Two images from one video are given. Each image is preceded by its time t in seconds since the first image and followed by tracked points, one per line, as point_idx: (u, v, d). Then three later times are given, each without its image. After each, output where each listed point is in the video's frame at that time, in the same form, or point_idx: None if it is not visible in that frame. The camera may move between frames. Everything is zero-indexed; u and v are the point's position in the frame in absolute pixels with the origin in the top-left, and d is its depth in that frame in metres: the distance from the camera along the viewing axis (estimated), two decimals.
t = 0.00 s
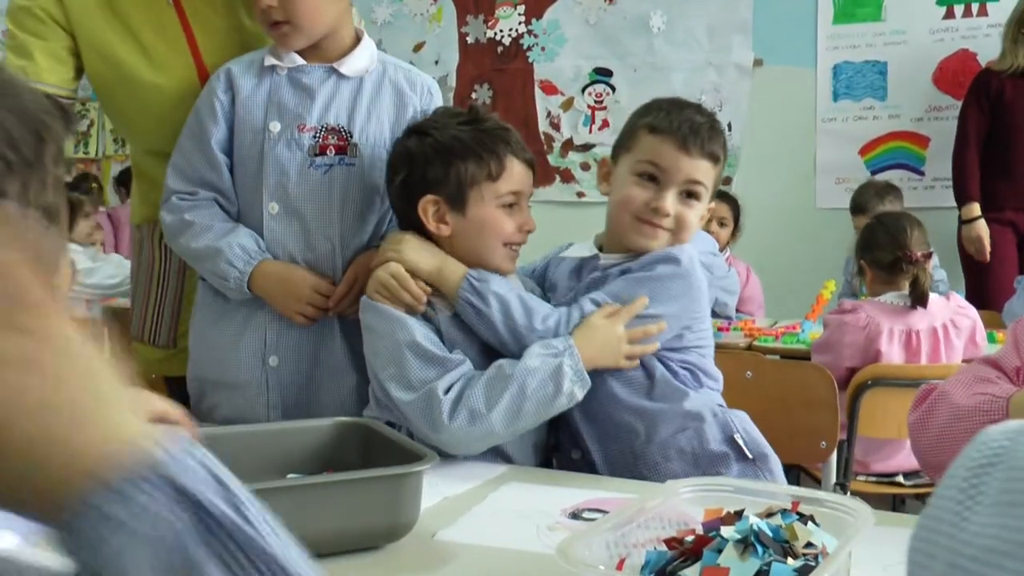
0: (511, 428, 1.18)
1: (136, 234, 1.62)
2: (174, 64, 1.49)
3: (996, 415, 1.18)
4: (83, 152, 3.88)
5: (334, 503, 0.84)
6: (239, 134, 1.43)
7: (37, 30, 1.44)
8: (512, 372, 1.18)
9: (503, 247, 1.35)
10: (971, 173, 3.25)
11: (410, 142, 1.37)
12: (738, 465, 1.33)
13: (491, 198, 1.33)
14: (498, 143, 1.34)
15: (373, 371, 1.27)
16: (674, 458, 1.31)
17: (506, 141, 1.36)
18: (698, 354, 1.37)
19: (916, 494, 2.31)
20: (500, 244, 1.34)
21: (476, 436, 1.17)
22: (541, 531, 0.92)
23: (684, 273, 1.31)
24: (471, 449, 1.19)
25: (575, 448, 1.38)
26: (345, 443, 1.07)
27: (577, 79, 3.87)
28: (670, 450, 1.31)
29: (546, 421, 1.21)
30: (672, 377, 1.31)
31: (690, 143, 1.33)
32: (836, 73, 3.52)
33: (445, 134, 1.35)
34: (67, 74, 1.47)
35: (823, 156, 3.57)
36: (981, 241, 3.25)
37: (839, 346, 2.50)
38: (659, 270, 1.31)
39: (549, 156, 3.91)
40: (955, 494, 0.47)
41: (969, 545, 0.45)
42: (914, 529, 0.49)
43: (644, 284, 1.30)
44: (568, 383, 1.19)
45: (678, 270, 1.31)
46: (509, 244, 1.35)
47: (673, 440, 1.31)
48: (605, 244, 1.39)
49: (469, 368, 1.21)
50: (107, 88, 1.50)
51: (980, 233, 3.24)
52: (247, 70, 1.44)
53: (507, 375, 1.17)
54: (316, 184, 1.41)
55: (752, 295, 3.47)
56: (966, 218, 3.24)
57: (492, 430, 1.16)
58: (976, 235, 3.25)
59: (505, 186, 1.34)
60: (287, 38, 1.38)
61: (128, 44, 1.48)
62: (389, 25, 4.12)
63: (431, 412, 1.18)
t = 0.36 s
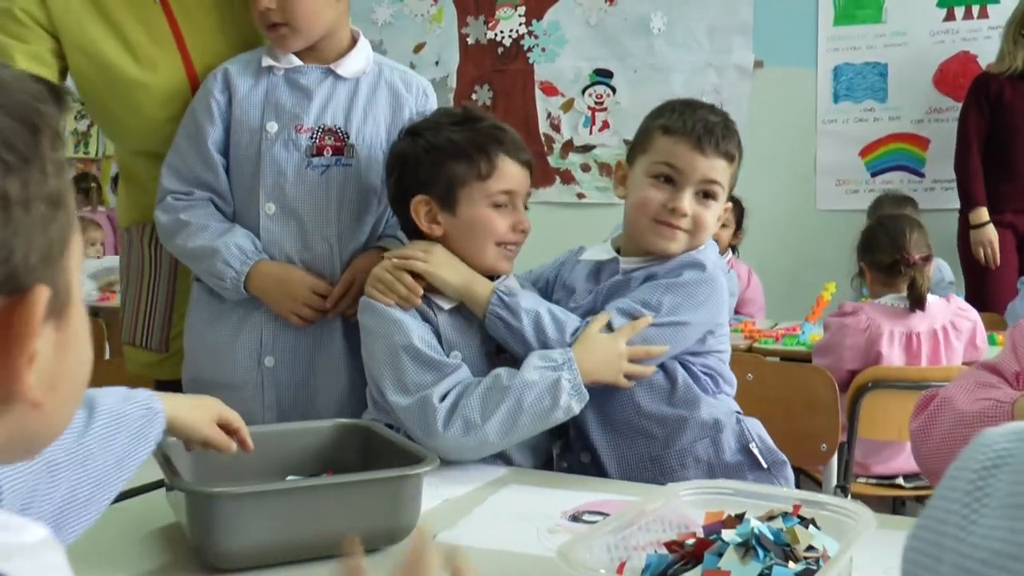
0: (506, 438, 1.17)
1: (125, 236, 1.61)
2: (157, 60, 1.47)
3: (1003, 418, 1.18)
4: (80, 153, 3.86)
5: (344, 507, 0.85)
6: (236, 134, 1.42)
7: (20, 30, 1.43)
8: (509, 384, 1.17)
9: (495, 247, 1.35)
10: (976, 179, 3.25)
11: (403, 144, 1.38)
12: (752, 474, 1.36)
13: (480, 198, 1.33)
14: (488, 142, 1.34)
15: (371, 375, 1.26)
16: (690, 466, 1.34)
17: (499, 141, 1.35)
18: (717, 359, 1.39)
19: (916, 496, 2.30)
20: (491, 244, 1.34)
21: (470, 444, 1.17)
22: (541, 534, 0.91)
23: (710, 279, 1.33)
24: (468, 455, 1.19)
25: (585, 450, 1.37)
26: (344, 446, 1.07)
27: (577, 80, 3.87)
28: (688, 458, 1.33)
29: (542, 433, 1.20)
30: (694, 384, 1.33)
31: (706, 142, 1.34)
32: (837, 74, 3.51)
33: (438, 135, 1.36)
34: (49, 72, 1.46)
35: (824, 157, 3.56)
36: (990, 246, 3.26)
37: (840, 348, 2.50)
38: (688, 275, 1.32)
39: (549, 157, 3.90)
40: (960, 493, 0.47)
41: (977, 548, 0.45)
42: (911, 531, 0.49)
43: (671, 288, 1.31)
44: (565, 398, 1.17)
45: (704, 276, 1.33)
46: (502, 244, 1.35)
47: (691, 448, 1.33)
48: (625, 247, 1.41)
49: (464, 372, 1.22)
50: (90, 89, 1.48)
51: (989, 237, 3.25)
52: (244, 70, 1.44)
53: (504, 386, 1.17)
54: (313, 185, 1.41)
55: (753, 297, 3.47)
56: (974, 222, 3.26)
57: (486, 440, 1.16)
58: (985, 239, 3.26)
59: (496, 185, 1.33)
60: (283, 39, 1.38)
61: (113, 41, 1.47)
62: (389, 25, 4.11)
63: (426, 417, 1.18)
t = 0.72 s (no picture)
0: (499, 439, 1.17)
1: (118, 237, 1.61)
2: (143, 62, 1.47)
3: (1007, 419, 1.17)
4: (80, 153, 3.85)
5: (347, 507, 0.85)
6: (230, 134, 1.42)
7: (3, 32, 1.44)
8: (498, 385, 1.17)
9: (483, 247, 1.34)
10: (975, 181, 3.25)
11: (398, 144, 1.40)
12: (755, 479, 1.36)
13: (465, 198, 1.33)
14: (473, 142, 1.35)
15: (368, 375, 1.26)
16: (694, 471, 1.34)
17: (483, 140, 1.35)
18: (724, 363, 1.38)
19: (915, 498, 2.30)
20: (478, 244, 1.34)
21: (463, 446, 1.17)
22: (539, 535, 0.91)
23: (720, 283, 1.34)
24: (466, 457, 1.19)
25: (585, 454, 1.37)
26: (340, 447, 1.07)
27: (578, 81, 3.87)
28: (691, 463, 1.34)
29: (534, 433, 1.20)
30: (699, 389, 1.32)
31: (706, 141, 1.33)
32: (837, 76, 3.51)
33: (427, 138, 1.36)
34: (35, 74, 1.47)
35: (823, 158, 3.56)
36: (990, 249, 3.29)
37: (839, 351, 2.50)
38: (701, 281, 1.33)
39: (549, 158, 3.90)
40: (956, 495, 0.47)
41: (970, 550, 0.45)
42: (906, 532, 0.49)
43: (684, 294, 1.31)
44: (555, 399, 1.17)
45: (716, 280, 1.34)
46: (488, 244, 1.35)
47: (694, 453, 1.33)
48: (630, 248, 1.41)
49: (458, 375, 1.22)
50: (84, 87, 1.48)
51: (989, 240, 3.28)
52: (238, 71, 1.44)
53: (493, 388, 1.17)
54: (309, 185, 1.41)
55: (752, 297, 3.46)
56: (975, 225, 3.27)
57: (477, 441, 1.16)
58: (986, 241, 3.29)
59: (482, 184, 1.33)
60: (278, 38, 1.39)
61: (100, 42, 1.48)
62: (389, 26, 4.10)
63: (416, 419, 1.18)
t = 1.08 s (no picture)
0: (491, 442, 1.17)
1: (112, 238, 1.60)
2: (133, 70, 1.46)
3: (1011, 419, 1.17)
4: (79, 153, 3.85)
5: (344, 508, 0.85)
6: (222, 137, 1.42)
7: None
8: (489, 388, 1.17)
9: (479, 249, 1.35)
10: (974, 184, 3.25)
11: (398, 145, 1.39)
12: (750, 479, 1.35)
13: (462, 201, 1.33)
14: (471, 145, 1.35)
15: (364, 376, 1.26)
16: (686, 470, 1.34)
17: (480, 142, 1.35)
18: (714, 362, 1.39)
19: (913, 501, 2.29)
20: (475, 247, 1.34)
21: (455, 450, 1.17)
22: (535, 537, 0.91)
23: (708, 284, 1.34)
24: (460, 460, 1.19)
25: (579, 457, 1.37)
26: (336, 448, 1.07)
27: (577, 82, 3.87)
28: (684, 462, 1.34)
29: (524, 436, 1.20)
30: (689, 390, 1.33)
31: (678, 141, 1.35)
32: (836, 78, 3.51)
33: (425, 140, 1.36)
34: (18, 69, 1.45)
35: (821, 161, 3.56)
36: (988, 251, 3.30)
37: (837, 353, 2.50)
38: (689, 283, 1.33)
39: (548, 159, 3.91)
40: (951, 500, 0.47)
41: (964, 556, 0.45)
42: (900, 536, 0.49)
43: (672, 295, 1.31)
44: (545, 401, 1.17)
45: (704, 282, 1.34)
46: (485, 246, 1.35)
47: (687, 453, 1.33)
48: (615, 253, 1.41)
49: (452, 380, 1.21)
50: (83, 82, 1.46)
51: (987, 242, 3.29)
52: (229, 72, 1.44)
53: (483, 392, 1.17)
54: (302, 187, 1.40)
55: (749, 299, 3.47)
56: (973, 228, 3.28)
57: (468, 445, 1.17)
58: (984, 244, 3.29)
59: (479, 186, 1.33)
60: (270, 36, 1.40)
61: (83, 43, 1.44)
62: (388, 27, 4.10)
63: (408, 426, 1.18)
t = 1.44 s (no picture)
0: (487, 445, 1.17)
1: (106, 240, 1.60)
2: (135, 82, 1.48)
3: (1011, 422, 1.16)
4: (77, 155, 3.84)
5: (348, 506, 0.85)
6: (213, 138, 1.42)
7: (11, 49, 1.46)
8: (484, 392, 1.17)
9: (483, 252, 1.35)
10: (971, 186, 3.25)
11: (399, 147, 1.39)
12: (737, 473, 1.34)
13: (466, 203, 1.33)
14: (474, 146, 1.34)
15: (363, 378, 1.26)
16: (671, 467, 1.34)
17: (484, 144, 1.35)
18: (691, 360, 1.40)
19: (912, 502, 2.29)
20: (479, 249, 1.34)
21: (452, 455, 1.17)
22: (533, 540, 0.91)
23: (676, 279, 1.34)
24: (458, 464, 1.19)
25: (569, 461, 1.38)
26: (336, 451, 1.07)
27: (575, 83, 3.87)
28: (667, 459, 1.34)
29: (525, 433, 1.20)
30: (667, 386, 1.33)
31: (638, 148, 1.37)
32: (834, 79, 3.51)
33: (429, 140, 1.36)
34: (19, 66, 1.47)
35: (820, 162, 3.56)
36: (986, 252, 3.31)
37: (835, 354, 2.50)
38: (653, 279, 1.34)
39: (547, 160, 3.91)
40: (954, 508, 0.47)
41: (968, 565, 0.45)
42: (906, 543, 0.49)
43: (639, 293, 1.33)
44: (541, 398, 1.18)
45: (670, 277, 1.34)
46: (488, 249, 1.35)
47: (669, 449, 1.34)
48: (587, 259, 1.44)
49: (452, 385, 1.21)
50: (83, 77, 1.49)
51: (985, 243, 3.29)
52: (219, 73, 1.43)
53: (480, 395, 1.17)
54: (294, 191, 1.40)
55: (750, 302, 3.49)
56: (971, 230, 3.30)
57: (467, 449, 1.17)
58: (982, 245, 3.30)
59: (484, 189, 1.33)
60: (261, 38, 1.38)
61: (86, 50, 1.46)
62: (387, 28, 4.10)
63: (406, 431, 1.18)
